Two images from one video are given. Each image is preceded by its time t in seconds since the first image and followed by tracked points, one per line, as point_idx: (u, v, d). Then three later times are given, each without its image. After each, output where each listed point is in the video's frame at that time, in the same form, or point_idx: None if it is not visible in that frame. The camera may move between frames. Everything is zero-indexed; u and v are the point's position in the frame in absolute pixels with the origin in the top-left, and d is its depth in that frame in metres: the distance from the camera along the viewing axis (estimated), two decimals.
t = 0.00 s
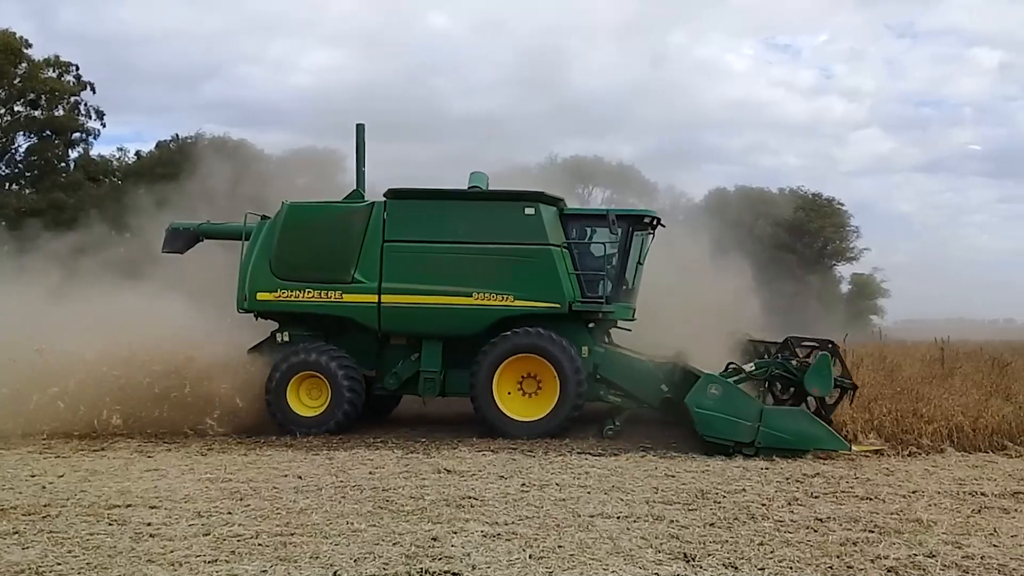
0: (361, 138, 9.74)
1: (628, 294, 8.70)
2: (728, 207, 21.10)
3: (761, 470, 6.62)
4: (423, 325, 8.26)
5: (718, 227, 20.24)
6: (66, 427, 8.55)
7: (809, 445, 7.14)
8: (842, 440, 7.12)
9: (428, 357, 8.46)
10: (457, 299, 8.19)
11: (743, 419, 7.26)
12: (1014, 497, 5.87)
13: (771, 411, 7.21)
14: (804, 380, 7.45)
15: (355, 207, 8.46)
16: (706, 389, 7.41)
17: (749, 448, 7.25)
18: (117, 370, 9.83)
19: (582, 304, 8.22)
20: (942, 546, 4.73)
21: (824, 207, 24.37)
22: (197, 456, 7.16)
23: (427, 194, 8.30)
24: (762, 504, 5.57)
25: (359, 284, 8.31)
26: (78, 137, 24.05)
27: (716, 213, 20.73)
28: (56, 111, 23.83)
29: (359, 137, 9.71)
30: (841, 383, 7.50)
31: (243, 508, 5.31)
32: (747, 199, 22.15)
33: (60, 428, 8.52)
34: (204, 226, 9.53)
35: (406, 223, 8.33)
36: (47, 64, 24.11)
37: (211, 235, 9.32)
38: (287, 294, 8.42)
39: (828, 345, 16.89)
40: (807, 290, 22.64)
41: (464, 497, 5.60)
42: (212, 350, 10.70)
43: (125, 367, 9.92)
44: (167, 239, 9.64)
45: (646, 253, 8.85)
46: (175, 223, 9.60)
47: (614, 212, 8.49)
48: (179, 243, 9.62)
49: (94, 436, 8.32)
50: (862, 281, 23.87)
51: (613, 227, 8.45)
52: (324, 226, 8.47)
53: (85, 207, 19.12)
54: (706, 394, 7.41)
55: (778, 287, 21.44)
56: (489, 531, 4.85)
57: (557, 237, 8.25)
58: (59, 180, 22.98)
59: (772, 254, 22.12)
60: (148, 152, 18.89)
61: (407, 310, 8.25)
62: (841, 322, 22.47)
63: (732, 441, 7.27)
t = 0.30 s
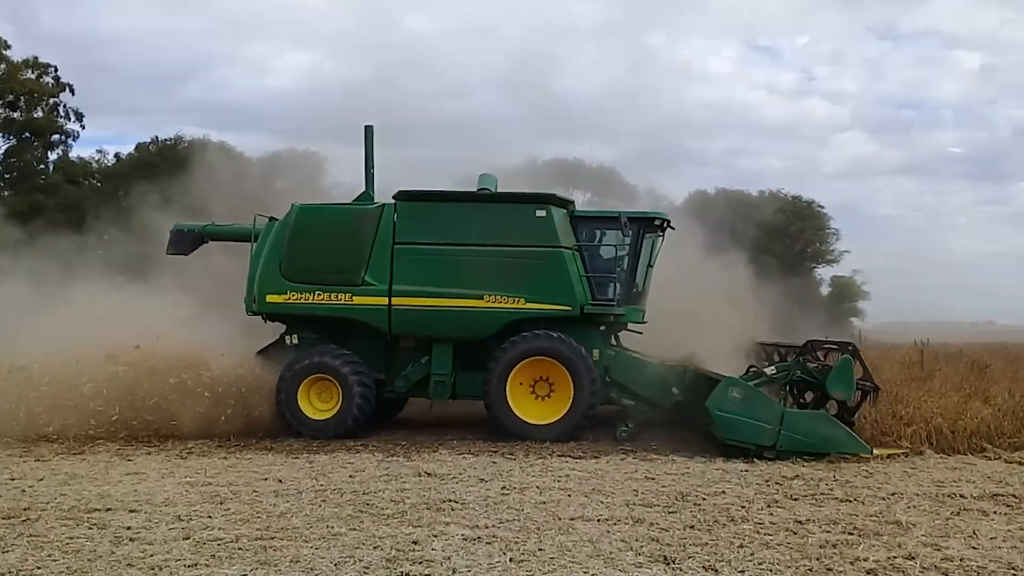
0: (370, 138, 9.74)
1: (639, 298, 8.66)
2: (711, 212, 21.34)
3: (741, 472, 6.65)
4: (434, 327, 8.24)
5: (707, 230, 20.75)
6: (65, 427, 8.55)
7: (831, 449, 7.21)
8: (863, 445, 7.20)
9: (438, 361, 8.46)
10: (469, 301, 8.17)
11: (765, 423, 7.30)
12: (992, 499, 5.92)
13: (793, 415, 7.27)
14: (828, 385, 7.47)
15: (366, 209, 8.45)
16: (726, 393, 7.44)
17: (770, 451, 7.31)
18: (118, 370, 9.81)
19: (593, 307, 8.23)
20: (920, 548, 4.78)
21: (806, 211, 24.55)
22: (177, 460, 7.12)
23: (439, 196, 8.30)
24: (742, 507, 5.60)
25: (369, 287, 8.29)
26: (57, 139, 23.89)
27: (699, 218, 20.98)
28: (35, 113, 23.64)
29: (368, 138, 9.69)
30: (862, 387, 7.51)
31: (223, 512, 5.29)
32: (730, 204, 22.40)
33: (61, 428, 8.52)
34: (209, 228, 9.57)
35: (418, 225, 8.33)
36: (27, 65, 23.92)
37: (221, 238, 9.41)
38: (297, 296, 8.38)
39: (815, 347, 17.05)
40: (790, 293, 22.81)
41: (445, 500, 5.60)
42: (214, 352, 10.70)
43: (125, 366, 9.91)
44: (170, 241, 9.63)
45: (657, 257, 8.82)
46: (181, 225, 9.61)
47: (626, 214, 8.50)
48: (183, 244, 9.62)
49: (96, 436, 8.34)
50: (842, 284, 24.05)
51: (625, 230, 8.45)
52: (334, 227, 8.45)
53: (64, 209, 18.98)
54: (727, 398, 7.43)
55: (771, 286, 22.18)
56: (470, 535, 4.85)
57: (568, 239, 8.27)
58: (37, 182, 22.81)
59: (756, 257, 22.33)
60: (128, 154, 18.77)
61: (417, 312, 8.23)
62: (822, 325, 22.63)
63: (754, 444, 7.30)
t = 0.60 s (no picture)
0: (375, 138, 9.67)
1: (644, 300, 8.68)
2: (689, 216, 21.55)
3: (713, 474, 6.68)
4: (440, 329, 8.22)
5: (684, 235, 21.51)
6: (59, 426, 8.54)
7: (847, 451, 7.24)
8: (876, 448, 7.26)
9: (444, 363, 8.44)
10: (476, 303, 8.16)
11: (782, 425, 7.31)
12: (963, 501, 5.98)
13: (809, 417, 7.28)
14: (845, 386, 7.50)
15: (371, 210, 8.38)
16: (742, 396, 7.43)
17: (785, 454, 7.31)
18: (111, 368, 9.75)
19: (600, 309, 8.24)
20: (891, 550, 4.81)
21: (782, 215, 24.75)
22: (149, 463, 7.05)
23: (444, 197, 8.26)
24: (714, 509, 5.62)
25: (375, 288, 8.25)
26: (28, 138, 23.60)
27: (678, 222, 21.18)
28: (3, 111, 23.32)
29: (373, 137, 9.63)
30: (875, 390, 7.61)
31: (193, 515, 5.23)
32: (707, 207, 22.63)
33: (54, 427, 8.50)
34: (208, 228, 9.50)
35: (423, 226, 8.28)
36: None
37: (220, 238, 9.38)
38: (301, 298, 8.32)
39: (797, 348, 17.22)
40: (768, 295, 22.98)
41: (418, 503, 5.58)
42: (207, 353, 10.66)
43: (118, 365, 9.87)
44: (167, 241, 9.55)
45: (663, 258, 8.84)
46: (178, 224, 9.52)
47: (635, 216, 8.49)
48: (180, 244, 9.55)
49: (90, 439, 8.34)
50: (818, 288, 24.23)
51: (631, 233, 8.45)
52: (340, 227, 8.37)
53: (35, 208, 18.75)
54: (743, 400, 7.43)
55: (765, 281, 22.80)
56: (443, 538, 4.83)
57: (575, 241, 8.27)
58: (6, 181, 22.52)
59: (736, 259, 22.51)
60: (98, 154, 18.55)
61: (424, 314, 8.20)
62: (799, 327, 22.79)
63: (769, 447, 7.31)
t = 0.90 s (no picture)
0: (378, 138, 9.61)
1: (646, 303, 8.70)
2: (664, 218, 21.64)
3: (685, 477, 6.70)
4: (444, 332, 8.19)
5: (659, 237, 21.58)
6: (44, 427, 8.32)
7: (859, 454, 7.34)
8: (887, 448, 7.38)
9: (446, 365, 8.41)
10: (480, 306, 8.13)
11: (795, 427, 7.36)
12: (930, 503, 6.04)
13: (822, 419, 7.35)
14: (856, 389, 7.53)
15: (374, 211, 8.33)
16: (754, 397, 7.50)
17: (797, 455, 7.38)
18: (97, 373, 9.60)
19: (603, 311, 8.24)
20: (860, 553, 4.84)
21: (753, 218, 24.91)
22: (116, 468, 6.95)
23: (448, 197, 8.23)
24: (685, 512, 5.63)
25: (378, 290, 8.20)
26: None
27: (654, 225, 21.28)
28: None
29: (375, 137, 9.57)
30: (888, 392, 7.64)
31: (160, 522, 5.17)
32: (681, 210, 22.74)
33: (39, 429, 8.29)
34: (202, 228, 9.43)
35: (427, 227, 8.25)
36: None
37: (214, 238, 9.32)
38: (303, 299, 8.26)
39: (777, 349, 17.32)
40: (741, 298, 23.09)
41: (388, 508, 5.55)
42: (196, 355, 10.56)
43: (112, 367, 9.83)
44: (160, 241, 9.46)
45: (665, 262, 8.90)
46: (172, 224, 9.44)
47: (639, 219, 8.57)
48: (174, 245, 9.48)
49: (80, 440, 8.13)
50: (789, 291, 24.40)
51: (635, 235, 8.54)
52: (343, 227, 8.32)
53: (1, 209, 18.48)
54: (755, 402, 7.48)
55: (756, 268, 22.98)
56: (413, 543, 4.80)
57: (579, 243, 8.27)
58: None
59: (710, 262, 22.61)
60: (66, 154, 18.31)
61: (427, 316, 8.16)
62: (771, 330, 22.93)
63: (780, 448, 7.36)
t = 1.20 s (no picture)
0: (379, 138, 9.53)
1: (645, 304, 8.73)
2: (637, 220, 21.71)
3: (654, 478, 6.72)
4: (446, 332, 8.17)
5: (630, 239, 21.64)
6: (33, 427, 8.19)
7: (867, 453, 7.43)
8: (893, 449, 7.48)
9: (448, 366, 8.40)
10: (482, 306, 8.13)
11: (805, 428, 7.43)
12: (895, 502, 6.11)
13: (831, 420, 7.42)
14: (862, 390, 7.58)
15: (376, 211, 8.29)
16: (763, 397, 7.55)
17: (806, 455, 7.45)
18: (89, 373, 9.48)
19: (605, 313, 8.27)
20: (826, 552, 4.89)
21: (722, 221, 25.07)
22: (80, 472, 6.85)
23: (450, 198, 8.21)
24: (655, 513, 5.65)
25: (379, 291, 8.15)
26: None
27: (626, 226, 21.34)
28: None
29: (376, 136, 9.50)
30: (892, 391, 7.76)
31: (123, 526, 5.10)
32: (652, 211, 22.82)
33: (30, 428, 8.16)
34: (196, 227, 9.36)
35: (429, 228, 8.23)
36: None
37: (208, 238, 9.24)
38: (303, 300, 8.20)
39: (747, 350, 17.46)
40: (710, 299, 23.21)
41: (357, 511, 5.52)
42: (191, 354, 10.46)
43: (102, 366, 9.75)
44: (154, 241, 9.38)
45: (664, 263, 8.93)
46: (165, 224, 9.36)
47: (641, 220, 8.59)
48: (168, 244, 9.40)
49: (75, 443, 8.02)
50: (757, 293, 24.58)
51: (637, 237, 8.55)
52: (346, 227, 8.27)
53: None
54: (765, 402, 7.54)
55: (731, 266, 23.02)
56: (382, 546, 4.78)
57: (581, 244, 8.30)
58: None
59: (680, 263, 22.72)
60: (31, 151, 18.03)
61: (428, 316, 8.14)
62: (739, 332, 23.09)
63: (789, 448, 7.43)
